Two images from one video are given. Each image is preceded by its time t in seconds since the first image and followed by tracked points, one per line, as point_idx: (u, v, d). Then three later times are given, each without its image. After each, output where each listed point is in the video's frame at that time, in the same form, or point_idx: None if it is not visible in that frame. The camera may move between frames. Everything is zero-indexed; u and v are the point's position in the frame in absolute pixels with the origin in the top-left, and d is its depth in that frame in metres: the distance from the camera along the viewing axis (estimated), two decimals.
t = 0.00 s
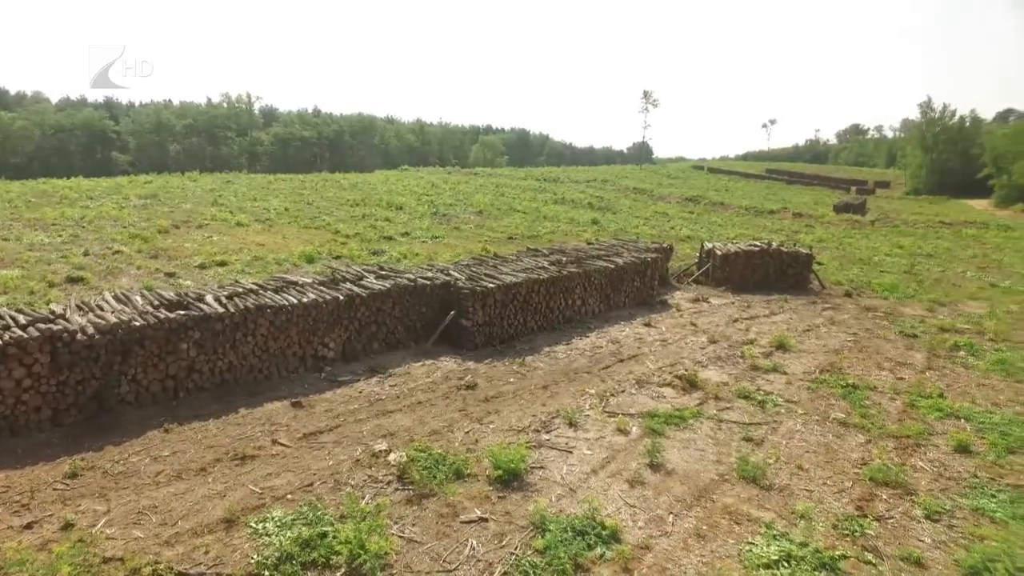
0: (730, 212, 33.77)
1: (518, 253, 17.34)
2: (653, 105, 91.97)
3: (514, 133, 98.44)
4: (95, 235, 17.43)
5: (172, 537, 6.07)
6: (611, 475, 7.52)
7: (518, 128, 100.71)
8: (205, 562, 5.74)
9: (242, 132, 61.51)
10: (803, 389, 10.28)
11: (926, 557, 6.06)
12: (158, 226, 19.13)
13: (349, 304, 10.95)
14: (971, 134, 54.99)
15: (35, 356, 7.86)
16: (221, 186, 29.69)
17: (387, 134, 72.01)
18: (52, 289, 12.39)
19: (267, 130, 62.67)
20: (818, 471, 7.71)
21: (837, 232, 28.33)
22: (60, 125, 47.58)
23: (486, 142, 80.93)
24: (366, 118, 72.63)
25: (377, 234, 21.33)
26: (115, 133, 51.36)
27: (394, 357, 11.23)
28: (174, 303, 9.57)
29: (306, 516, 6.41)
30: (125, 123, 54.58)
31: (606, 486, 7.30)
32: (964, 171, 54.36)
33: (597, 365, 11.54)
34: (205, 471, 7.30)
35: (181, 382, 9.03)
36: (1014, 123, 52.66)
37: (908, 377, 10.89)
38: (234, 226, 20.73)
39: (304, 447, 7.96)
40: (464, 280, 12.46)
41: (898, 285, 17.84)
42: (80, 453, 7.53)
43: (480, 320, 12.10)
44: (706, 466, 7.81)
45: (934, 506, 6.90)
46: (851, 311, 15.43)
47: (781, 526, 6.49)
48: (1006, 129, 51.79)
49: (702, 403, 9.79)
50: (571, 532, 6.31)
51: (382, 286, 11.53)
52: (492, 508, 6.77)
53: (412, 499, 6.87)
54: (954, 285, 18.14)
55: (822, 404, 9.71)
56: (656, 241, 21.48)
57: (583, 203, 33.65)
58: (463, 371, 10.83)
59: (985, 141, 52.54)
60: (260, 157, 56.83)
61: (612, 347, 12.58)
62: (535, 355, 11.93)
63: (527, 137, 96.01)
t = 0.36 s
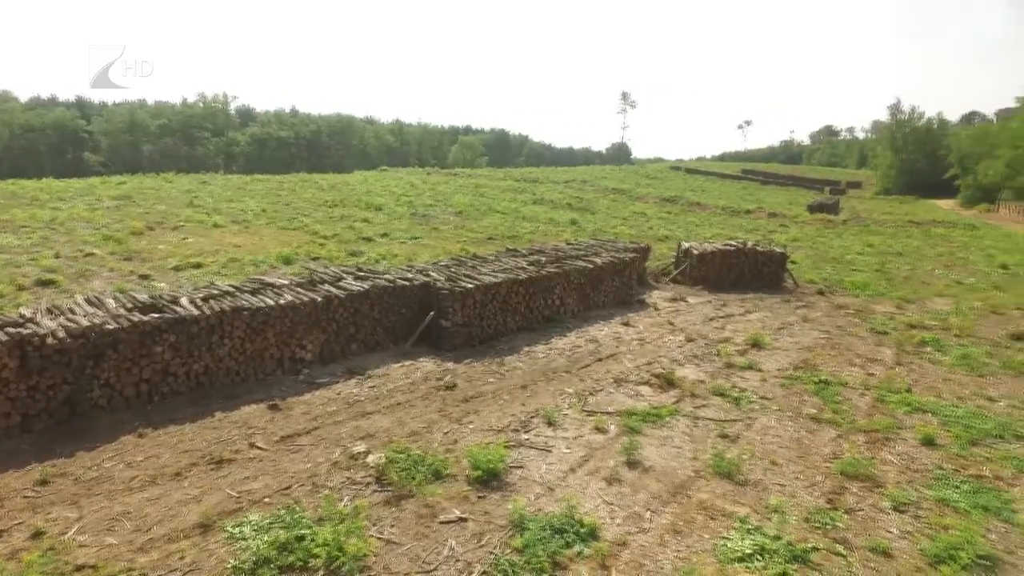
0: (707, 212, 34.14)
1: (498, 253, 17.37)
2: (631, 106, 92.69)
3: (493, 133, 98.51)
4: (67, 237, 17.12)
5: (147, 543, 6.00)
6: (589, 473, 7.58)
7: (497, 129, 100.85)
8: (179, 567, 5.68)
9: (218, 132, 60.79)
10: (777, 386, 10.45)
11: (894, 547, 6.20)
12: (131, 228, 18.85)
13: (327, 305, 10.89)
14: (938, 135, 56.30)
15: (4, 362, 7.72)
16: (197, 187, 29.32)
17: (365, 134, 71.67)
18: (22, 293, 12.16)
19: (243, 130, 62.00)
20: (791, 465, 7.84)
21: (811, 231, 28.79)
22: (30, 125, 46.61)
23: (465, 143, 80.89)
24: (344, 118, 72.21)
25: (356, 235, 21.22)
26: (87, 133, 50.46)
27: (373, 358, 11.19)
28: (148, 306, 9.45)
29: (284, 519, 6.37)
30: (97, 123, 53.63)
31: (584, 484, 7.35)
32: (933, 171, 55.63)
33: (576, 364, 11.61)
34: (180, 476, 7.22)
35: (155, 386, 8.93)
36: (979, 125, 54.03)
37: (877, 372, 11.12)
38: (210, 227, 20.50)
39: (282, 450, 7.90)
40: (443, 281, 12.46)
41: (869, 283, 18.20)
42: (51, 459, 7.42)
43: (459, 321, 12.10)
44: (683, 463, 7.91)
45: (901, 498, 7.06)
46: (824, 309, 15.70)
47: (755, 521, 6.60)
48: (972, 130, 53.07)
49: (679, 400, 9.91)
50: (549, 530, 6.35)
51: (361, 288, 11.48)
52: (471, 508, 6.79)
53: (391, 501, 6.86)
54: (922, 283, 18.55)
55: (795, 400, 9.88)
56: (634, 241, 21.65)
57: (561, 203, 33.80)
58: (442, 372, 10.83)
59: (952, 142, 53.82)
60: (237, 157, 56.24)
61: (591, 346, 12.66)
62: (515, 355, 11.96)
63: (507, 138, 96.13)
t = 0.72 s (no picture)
0: (677, 212, 34.58)
1: (471, 254, 17.39)
2: (602, 107, 93.38)
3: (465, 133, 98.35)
4: (27, 240, 16.67)
5: (114, 553, 5.90)
6: (563, 472, 7.65)
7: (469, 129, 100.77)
8: None
9: (185, 132, 59.66)
10: (746, 382, 10.65)
11: (856, 537, 6.38)
12: (95, 230, 18.42)
13: (298, 308, 10.80)
14: (897, 136, 57.86)
15: None
16: (163, 188, 28.77)
17: (336, 134, 71.02)
18: None
19: (211, 130, 60.96)
20: (759, 460, 8.01)
21: (777, 230, 29.34)
22: None
23: (437, 143, 80.65)
24: (314, 118, 71.48)
25: (327, 237, 21.05)
26: (47, 133, 49.07)
27: (346, 361, 11.13)
28: (113, 310, 9.27)
29: (255, 525, 6.31)
30: (58, 122, 52.19)
31: (557, 483, 7.42)
32: (893, 171, 57.14)
33: (549, 364, 11.69)
34: (148, 483, 7.11)
35: (122, 392, 8.77)
36: (936, 127, 55.68)
37: (841, 367, 11.41)
38: (177, 229, 20.15)
39: (253, 455, 7.83)
40: (416, 282, 12.43)
41: (832, 281, 18.62)
42: (12, 469, 7.24)
43: (433, 322, 12.10)
44: (654, 459, 8.02)
45: (864, 489, 7.27)
46: (790, 306, 16.04)
47: (724, 515, 6.73)
48: (929, 131, 54.62)
49: (650, 398, 10.04)
50: (523, 530, 6.40)
51: (333, 290, 11.40)
52: (445, 509, 6.81)
53: (365, 504, 6.84)
54: (882, 279, 19.06)
55: (762, 396, 10.09)
56: (606, 241, 21.84)
57: (533, 204, 33.92)
58: (416, 373, 10.81)
59: (910, 143, 55.35)
60: (205, 158, 55.30)
61: (564, 346, 12.75)
62: (488, 355, 12.00)
63: (479, 138, 96.06)
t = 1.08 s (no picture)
0: (650, 212, 34.96)
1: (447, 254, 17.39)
2: (576, 108, 93.93)
3: (439, 134, 98.11)
4: None
5: (86, 563, 5.82)
6: (541, 471, 7.72)
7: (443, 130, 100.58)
8: None
9: (153, 133, 58.52)
10: (719, 379, 10.84)
11: (826, 529, 6.55)
12: (61, 233, 18.02)
13: (272, 310, 10.72)
14: (862, 138, 59.25)
15: None
16: (132, 190, 28.23)
17: (308, 134, 70.31)
18: None
19: (180, 130, 59.90)
20: (733, 456, 8.18)
21: (747, 229, 29.83)
22: None
23: (411, 143, 80.36)
24: (287, 119, 70.68)
25: (301, 238, 20.86)
26: (9, 132, 47.68)
27: (321, 363, 11.07)
28: (81, 314, 9.10)
29: (232, 531, 6.27)
30: (21, 122, 50.76)
31: (536, 482, 7.48)
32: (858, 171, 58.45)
33: (526, 364, 11.75)
34: (120, 491, 7.01)
35: (91, 398, 8.62)
36: (898, 128, 57.14)
37: (810, 363, 11.67)
38: (147, 232, 19.81)
39: (228, 460, 7.76)
40: (392, 283, 12.41)
41: (801, 279, 19.01)
42: None
43: (409, 323, 12.10)
44: (631, 457, 8.13)
45: (834, 482, 7.46)
46: (761, 304, 16.34)
47: (700, 510, 6.86)
48: (892, 132, 56.07)
49: (627, 396, 10.17)
50: (503, 529, 6.46)
51: (307, 292, 11.33)
52: (425, 510, 6.83)
53: (343, 507, 6.83)
54: (848, 277, 19.52)
55: (735, 393, 10.28)
56: (580, 241, 21.99)
57: (508, 204, 34.00)
58: (393, 375, 10.80)
59: (874, 144, 56.69)
60: (174, 159, 54.33)
61: (541, 346, 12.83)
62: (465, 356, 12.03)
63: (454, 138, 95.87)
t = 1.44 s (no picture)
0: (628, 212, 35.23)
1: (426, 255, 17.37)
2: (553, 108, 94.24)
3: (416, 134, 97.76)
4: None
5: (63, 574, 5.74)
6: (524, 472, 7.78)
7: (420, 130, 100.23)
8: None
9: (125, 133, 57.38)
10: (697, 377, 11.00)
11: (804, 523, 6.70)
12: (30, 235, 17.64)
13: (251, 313, 10.62)
14: (832, 139, 60.36)
15: None
16: (103, 191, 27.70)
17: (284, 134, 69.54)
18: None
19: (153, 130, 58.80)
20: (712, 453, 8.31)
21: (723, 229, 30.22)
22: None
23: (388, 143, 80.00)
24: (261, 118, 69.78)
25: (278, 240, 20.67)
26: None
27: (301, 366, 11.00)
28: (54, 319, 8.95)
29: (214, 538, 6.23)
30: None
31: (519, 482, 7.54)
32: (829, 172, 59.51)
33: (508, 364, 11.81)
34: (97, 499, 6.93)
35: (65, 404, 8.49)
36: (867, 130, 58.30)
37: (786, 361, 11.88)
38: (119, 234, 19.47)
39: (208, 465, 7.69)
40: (372, 285, 12.36)
41: (776, 278, 19.33)
42: None
43: (390, 325, 12.07)
44: (613, 456, 8.23)
45: (810, 477, 7.62)
46: (737, 303, 16.57)
47: (681, 508, 6.97)
48: (861, 133, 57.24)
49: (607, 395, 10.27)
50: (487, 530, 6.50)
51: (286, 294, 11.25)
52: (408, 513, 6.85)
53: (327, 511, 6.82)
54: (821, 276, 19.88)
55: (714, 391, 10.44)
56: (559, 241, 22.11)
57: (487, 205, 34.02)
58: (374, 377, 10.77)
59: (844, 144, 57.78)
60: (146, 159, 53.27)
61: (521, 346, 12.89)
62: (446, 357, 12.04)
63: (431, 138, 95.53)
